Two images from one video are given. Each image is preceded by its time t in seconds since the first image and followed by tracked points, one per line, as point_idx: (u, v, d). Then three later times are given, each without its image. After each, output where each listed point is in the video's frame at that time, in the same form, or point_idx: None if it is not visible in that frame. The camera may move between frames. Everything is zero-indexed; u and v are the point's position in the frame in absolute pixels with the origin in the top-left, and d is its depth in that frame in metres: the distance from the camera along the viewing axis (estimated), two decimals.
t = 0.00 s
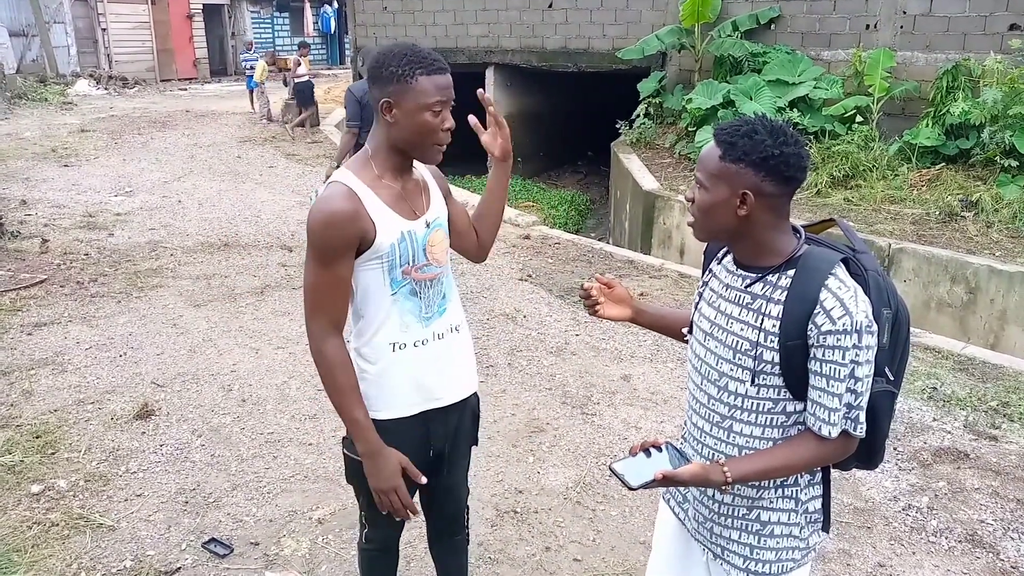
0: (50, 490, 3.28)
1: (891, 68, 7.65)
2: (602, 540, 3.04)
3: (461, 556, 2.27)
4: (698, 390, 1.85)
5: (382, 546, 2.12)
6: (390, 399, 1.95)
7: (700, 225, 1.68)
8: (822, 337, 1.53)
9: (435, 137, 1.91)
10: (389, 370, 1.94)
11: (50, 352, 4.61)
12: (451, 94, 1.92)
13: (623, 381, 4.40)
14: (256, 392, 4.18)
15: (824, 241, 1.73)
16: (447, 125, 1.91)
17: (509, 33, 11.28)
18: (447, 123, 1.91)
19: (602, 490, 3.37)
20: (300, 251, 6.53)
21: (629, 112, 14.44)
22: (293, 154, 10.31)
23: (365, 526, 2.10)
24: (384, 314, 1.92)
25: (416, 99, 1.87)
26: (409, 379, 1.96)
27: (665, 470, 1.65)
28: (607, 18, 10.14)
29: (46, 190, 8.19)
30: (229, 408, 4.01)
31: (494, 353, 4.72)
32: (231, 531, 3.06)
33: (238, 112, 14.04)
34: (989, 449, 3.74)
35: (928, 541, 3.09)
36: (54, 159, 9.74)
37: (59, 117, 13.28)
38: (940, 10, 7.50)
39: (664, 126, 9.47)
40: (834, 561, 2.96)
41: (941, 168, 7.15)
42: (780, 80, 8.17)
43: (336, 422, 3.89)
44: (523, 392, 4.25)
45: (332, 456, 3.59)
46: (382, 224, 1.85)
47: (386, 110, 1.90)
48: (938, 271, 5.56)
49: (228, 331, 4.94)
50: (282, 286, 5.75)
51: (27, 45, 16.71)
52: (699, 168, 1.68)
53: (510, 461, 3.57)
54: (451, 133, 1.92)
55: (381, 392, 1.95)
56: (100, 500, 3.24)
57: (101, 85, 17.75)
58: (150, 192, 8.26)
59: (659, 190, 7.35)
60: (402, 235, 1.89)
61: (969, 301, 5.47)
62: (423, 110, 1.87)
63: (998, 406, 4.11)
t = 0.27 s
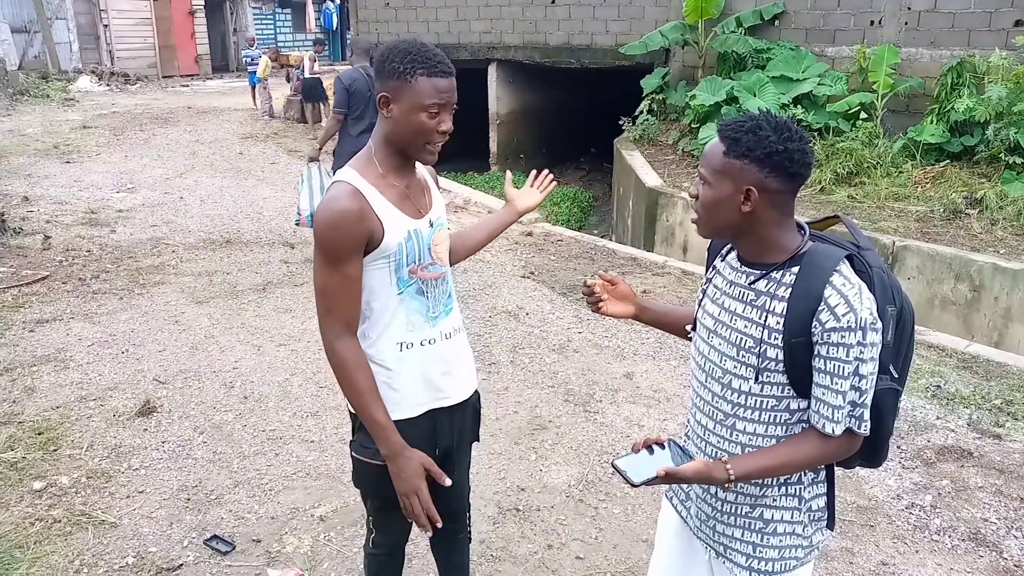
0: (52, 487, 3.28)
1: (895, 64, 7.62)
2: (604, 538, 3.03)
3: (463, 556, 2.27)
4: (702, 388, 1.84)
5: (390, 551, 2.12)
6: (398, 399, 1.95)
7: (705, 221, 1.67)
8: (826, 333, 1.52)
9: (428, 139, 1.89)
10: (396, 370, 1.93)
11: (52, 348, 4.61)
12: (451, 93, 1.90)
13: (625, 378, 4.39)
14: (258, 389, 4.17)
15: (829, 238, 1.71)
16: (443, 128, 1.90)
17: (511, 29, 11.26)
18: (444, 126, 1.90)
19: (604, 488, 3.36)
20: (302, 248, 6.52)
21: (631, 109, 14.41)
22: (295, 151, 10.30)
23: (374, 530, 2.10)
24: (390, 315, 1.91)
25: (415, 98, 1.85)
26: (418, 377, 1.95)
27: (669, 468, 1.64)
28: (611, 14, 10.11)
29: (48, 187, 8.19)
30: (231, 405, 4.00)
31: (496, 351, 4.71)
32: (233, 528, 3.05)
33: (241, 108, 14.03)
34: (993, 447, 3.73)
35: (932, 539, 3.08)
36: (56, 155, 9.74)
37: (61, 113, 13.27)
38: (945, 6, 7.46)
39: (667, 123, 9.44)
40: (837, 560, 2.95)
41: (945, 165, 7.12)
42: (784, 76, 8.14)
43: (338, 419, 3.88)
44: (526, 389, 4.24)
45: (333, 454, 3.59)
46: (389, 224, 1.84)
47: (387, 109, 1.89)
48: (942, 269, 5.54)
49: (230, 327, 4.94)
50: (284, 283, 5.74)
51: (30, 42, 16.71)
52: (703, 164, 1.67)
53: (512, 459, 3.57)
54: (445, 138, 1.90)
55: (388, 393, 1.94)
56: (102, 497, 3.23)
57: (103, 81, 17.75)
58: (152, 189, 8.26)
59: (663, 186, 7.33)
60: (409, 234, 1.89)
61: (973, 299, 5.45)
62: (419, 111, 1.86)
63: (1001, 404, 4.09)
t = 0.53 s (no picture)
0: (52, 487, 3.27)
1: (896, 64, 7.60)
2: (605, 539, 3.02)
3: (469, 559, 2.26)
4: (704, 388, 1.83)
5: (397, 558, 2.11)
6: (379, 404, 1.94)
7: (708, 222, 1.66)
8: (828, 334, 1.51)
9: (440, 135, 1.89)
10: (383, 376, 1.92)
11: (53, 348, 4.61)
12: (453, 89, 1.89)
13: (627, 378, 4.38)
14: (259, 389, 4.16)
15: (831, 238, 1.71)
16: (451, 121, 1.89)
17: (512, 29, 11.25)
18: (451, 120, 1.89)
19: (605, 488, 3.36)
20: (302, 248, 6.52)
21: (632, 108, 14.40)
22: (296, 150, 10.29)
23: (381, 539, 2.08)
24: (380, 321, 1.90)
25: (415, 97, 1.85)
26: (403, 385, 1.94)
27: (670, 468, 1.63)
28: (612, 13, 10.10)
29: (48, 186, 8.18)
30: (232, 405, 4.00)
31: (497, 351, 4.70)
32: (233, 528, 3.04)
33: (241, 108, 14.01)
34: (996, 447, 3.72)
35: (934, 540, 3.07)
36: (56, 154, 9.73)
37: (62, 112, 13.26)
38: (947, 6, 7.45)
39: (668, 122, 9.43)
40: (839, 561, 2.94)
41: (947, 165, 7.11)
42: (785, 76, 8.13)
43: (339, 419, 3.87)
44: (527, 389, 4.23)
45: (334, 454, 3.58)
46: (384, 228, 1.83)
47: (388, 110, 1.90)
48: (944, 268, 5.53)
49: (230, 327, 4.93)
50: (285, 282, 5.73)
51: (30, 41, 16.71)
52: (705, 163, 1.66)
53: (514, 459, 3.56)
54: (456, 130, 1.90)
55: (378, 400, 1.94)
56: (102, 497, 3.23)
57: (103, 80, 17.75)
58: (152, 188, 8.25)
59: (664, 186, 7.32)
60: (403, 242, 1.87)
61: (975, 299, 5.44)
62: (422, 108, 1.85)
63: (1004, 404, 4.08)
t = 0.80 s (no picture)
0: (51, 485, 3.26)
1: (898, 61, 7.57)
2: (606, 537, 3.01)
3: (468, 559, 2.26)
4: (705, 387, 1.81)
5: (388, 556, 2.11)
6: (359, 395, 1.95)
7: (710, 220, 1.64)
8: (831, 332, 1.50)
9: (422, 133, 1.86)
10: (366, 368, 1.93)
11: (52, 346, 4.59)
12: (441, 85, 1.87)
13: (628, 377, 4.37)
14: (259, 387, 4.15)
15: (834, 236, 1.69)
16: (433, 120, 1.86)
17: (513, 25, 11.23)
18: (433, 118, 1.86)
19: (606, 486, 3.34)
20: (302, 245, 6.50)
21: (633, 106, 14.37)
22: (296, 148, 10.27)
23: (369, 536, 2.09)
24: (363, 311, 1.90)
25: (400, 94, 1.86)
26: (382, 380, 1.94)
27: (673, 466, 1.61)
28: (613, 10, 10.06)
29: (48, 183, 8.16)
30: (231, 403, 3.99)
31: (497, 349, 4.68)
32: (233, 527, 3.03)
33: (241, 105, 13.99)
34: (998, 446, 3.70)
35: (936, 539, 3.06)
36: (56, 152, 9.71)
37: (61, 109, 13.24)
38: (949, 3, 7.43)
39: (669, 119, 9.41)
40: (841, 560, 2.92)
41: (949, 163, 7.09)
42: (787, 73, 8.11)
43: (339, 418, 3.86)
44: (527, 387, 4.22)
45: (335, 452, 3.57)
46: (367, 221, 1.83)
47: (381, 108, 1.91)
48: (946, 266, 5.51)
49: (230, 325, 4.91)
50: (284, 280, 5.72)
51: (30, 38, 16.72)
52: (707, 160, 1.65)
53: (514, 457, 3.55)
54: (438, 131, 1.86)
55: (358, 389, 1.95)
56: (101, 495, 3.22)
57: (103, 77, 17.73)
58: (152, 186, 8.23)
59: (665, 183, 7.30)
60: (388, 236, 1.85)
61: (977, 297, 5.42)
62: (403, 105, 1.85)
63: (1006, 402, 4.07)
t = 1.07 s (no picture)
0: (56, 483, 3.27)
1: (903, 57, 7.55)
2: (610, 535, 3.01)
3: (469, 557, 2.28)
4: (710, 384, 1.81)
5: (380, 541, 2.18)
6: (345, 378, 2.03)
7: (713, 217, 1.64)
8: (836, 329, 1.49)
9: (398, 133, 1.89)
10: (352, 351, 2.02)
11: (57, 344, 4.60)
12: (431, 83, 1.87)
13: (632, 374, 4.37)
14: (263, 385, 4.15)
15: (838, 233, 1.68)
16: (409, 125, 1.87)
17: (516, 22, 11.22)
18: (410, 122, 1.87)
19: (610, 484, 3.34)
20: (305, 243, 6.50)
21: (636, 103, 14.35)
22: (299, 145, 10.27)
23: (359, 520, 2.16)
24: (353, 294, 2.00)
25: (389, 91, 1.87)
26: (362, 368, 2.00)
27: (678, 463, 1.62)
28: (616, 7, 10.04)
29: (52, 182, 8.17)
30: (236, 401, 3.99)
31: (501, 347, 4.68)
32: (237, 525, 3.04)
33: (244, 103, 13.99)
34: (1003, 444, 3.69)
35: (942, 536, 3.05)
36: (60, 150, 9.72)
37: (65, 108, 13.26)
38: None
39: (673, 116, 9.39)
40: (845, 557, 2.92)
41: (954, 159, 7.07)
42: (791, 69, 8.09)
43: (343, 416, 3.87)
44: (531, 385, 4.22)
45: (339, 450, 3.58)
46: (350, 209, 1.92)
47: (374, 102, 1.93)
48: (950, 263, 5.50)
49: (234, 323, 4.92)
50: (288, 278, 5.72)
51: (33, 37, 16.80)
52: (713, 157, 1.64)
53: (518, 455, 3.55)
54: (417, 134, 1.88)
55: (346, 369, 2.03)
56: (106, 492, 3.22)
57: (106, 75, 17.75)
58: (156, 184, 8.24)
59: (668, 181, 7.29)
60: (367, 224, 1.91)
61: (982, 294, 5.41)
62: (383, 105, 1.87)
63: (1011, 400, 4.06)
